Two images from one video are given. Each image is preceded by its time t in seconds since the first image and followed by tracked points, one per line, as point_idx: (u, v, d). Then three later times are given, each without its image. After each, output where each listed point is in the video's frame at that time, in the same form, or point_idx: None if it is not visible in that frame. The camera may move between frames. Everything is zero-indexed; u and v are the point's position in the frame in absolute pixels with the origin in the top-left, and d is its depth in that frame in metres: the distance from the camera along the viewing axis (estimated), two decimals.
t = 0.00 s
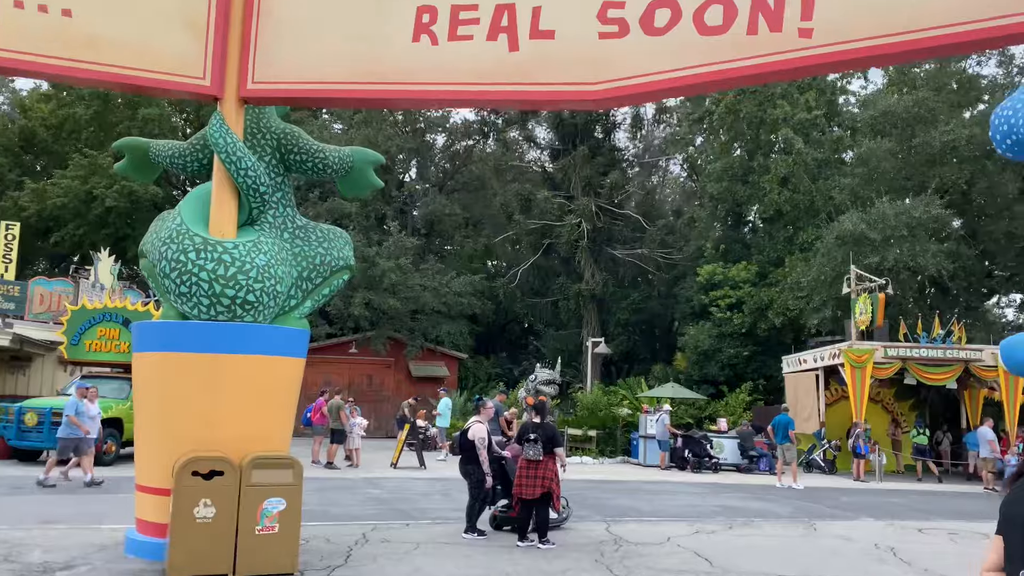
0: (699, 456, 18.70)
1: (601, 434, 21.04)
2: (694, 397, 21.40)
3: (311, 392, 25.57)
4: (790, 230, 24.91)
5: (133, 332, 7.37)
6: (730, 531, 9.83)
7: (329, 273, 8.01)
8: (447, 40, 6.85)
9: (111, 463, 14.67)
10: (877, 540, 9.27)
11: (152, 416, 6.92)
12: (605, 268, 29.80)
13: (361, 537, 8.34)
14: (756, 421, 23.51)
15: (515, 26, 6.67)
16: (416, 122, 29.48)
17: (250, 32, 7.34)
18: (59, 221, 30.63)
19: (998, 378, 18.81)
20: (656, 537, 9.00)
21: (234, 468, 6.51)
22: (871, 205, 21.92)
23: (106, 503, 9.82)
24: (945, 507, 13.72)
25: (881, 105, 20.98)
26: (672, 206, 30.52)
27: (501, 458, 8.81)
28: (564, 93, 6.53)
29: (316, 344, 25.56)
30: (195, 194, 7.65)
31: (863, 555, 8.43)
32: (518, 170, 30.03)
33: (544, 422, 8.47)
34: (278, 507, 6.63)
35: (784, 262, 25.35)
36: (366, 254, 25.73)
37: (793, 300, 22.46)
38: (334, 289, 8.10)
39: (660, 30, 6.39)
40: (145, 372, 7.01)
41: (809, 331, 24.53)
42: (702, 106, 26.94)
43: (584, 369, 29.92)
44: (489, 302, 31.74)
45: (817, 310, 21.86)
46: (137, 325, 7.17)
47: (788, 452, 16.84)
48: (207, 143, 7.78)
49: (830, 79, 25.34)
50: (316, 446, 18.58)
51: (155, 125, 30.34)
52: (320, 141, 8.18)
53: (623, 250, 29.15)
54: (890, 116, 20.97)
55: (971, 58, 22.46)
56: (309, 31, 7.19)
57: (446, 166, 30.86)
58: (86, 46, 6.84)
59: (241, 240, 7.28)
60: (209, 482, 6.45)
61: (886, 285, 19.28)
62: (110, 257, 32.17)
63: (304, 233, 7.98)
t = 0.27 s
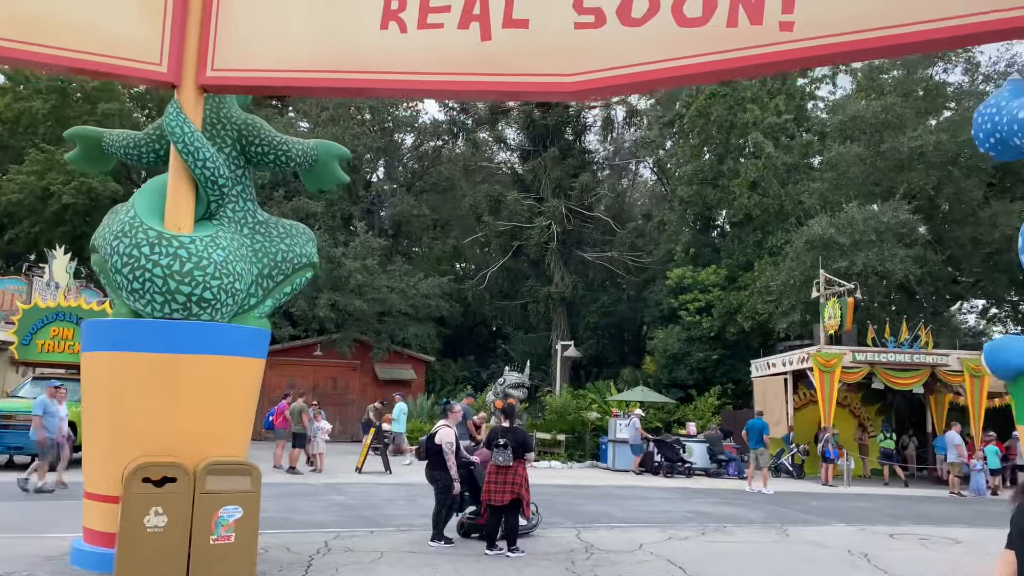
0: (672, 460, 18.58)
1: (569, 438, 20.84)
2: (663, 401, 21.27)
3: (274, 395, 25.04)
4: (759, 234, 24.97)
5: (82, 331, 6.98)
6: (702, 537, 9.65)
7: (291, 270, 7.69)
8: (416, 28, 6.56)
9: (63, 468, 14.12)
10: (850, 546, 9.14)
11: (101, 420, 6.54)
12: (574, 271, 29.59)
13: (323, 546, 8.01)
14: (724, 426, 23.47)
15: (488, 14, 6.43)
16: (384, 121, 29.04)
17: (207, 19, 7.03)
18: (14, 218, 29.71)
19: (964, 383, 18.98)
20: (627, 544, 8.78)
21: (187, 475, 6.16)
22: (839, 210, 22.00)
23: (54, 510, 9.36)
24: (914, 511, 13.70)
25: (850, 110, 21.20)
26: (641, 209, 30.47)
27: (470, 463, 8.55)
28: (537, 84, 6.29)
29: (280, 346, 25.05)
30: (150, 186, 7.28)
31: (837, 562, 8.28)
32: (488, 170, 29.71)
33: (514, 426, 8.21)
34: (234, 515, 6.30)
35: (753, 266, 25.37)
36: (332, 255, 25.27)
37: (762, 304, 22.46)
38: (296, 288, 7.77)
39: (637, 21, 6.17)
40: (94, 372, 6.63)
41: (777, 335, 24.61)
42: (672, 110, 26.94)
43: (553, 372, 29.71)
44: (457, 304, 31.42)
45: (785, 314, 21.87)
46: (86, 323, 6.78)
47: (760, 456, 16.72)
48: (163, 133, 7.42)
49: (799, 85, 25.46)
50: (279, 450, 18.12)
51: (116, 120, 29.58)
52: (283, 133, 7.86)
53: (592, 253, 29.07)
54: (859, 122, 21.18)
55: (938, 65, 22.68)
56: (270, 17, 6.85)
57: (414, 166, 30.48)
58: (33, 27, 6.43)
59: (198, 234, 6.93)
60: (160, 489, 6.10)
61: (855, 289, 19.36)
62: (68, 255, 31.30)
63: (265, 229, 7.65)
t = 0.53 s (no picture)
0: (638, 464, 18.47)
1: (534, 441, 20.62)
2: (629, 404, 21.13)
3: (233, 397, 24.51)
4: (726, 237, 25.00)
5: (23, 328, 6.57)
6: (669, 543, 9.47)
7: (248, 266, 7.36)
8: (380, 15, 6.27)
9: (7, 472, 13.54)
10: (818, 552, 9.02)
11: (41, 422, 6.15)
12: (541, 273, 29.38)
13: (277, 555, 7.66)
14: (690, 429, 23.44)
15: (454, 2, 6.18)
16: (350, 119, 28.57)
17: None
18: None
19: (926, 387, 19.14)
20: (594, 551, 8.56)
21: (131, 482, 5.82)
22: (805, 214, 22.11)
23: None
24: (878, 515, 13.69)
25: (817, 115, 21.38)
26: (609, 212, 30.42)
27: (433, 468, 8.26)
28: (506, 75, 6.07)
29: (240, 347, 24.52)
30: (98, 176, 6.90)
31: (806, 568, 8.14)
32: (455, 171, 29.58)
33: (478, 430, 7.94)
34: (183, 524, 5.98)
35: (719, 269, 25.44)
36: (295, 254, 24.77)
37: (728, 308, 22.49)
38: (252, 284, 7.44)
39: (610, 12, 5.97)
40: (35, 371, 6.24)
41: (742, 338, 24.72)
42: (640, 112, 26.91)
43: (518, 375, 29.47)
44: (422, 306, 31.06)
45: (751, 318, 21.87)
46: (27, 321, 6.38)
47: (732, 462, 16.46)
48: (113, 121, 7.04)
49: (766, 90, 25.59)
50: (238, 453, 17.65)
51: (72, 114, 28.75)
52: (240, 124, 7.52)
53: (559, 254, 28.97)
54: (825, 126, 21.38)
55: (903, 73, 22.84)
56: None
57: (379, 165, 30.12)
58: None
59: (149, 228, 6.58)
60: (103, 496, 5.76)
61: (819, 293, 19.45)
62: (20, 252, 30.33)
63: (220, 223, 7.31)
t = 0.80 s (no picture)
0: (601, 466, 18.34)
1: (498, 443, 20.40)
2: (593, 405, 21.02)
3: (190, 397, 23.94)
4: (690, 239, 25.03)
5: None
6: (634, 548, 9.33)
7: (200, 263, 7.05)
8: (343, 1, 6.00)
9: None
10: (784, 556, 8.96)
11: None
12: (505, 273, 29.17)
13: (230, 562, 7.36)
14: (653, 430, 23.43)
15: None
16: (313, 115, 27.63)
17: None
18: None
19: (886, 389, 19.34)
20: (558, 556, 8.40)
21: (74, 490, 5.55)
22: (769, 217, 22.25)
23: None
24: (840, 516, 13.74)
25: (781, 118, 21.61)
26: (574, 212, 30.36)
27: (394, 472, 8.02)
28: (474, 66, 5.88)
29: (198, 346, 23.94)
30: (41, 165, 6.52)
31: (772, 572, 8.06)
32: (420, 169, 29.69)
33: (440, 433, 7.71)
34: (127, 533, 5.76)
35: (683, 271, 25.45)
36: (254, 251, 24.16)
37: (692, 309, 22.55)
38: (206, 281, 7.14)
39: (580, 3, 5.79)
40: None
41: (706, 340, 24.78)
42: (606, 113, 26.81)
43: (482, 375, 29.24)
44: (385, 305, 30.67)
45: (714, 319, 21.91)
46: None
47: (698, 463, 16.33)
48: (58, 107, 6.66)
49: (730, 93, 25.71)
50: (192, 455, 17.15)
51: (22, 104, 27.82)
52: (194, 113, 7.20)
53: (524, 254, 28.76)
54: (789, 130, 21.59)
55: (864, 77, 23.14)
56: None
57: (342, 162, 29.25)
58: None
59: (95, 220, 6.24)
60: (43, 505, 5.48)
61: (782, 295, 19.55)
62: None
63: (171, 217, 6.99)
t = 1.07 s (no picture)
0: (564, 465, 18.21)
1: (459, 442, 20.10)
2: (556, 404, 20.85)
3: (141, 395, 23.27)
4: (654, 238, 24.99)
5: None
6: (599, 549, 9.14)
7: (150, 252, 6.67)
8: None
9: None
10: (750, 557, 8.84)
11: None
12: (468, 271, 28.87)
13: (178, 568, 6.99)
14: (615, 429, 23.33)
15: None
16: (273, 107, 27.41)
17: None
18: None
19: (846, 388, 19.49)
20: (522, 559, 8.17)
21: (5, 491, 5.12)
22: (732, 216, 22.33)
23: None
24: (802, 516, 13.72)
25: (744, 118, 21.76)
26: (538, 210, 30.19)
27: (352, 473, 7.73)
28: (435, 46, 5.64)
29: (150, 343, 23.27)
30: None
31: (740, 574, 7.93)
32: (381, 165, 28.94)
33: (400, 432, 7.42)
34: (65, 538, 5.32)
35: (646, 270, 25.43)
36: (209, 246, 23.23)
37: (655, 308, 22.53)
38: (155, 271, 6.77)
39: None
40: None
41: (668, 338, 24.81)
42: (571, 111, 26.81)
43: (443, 374, 28.92)
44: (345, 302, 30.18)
45: (677, 318, 21.91)
46: None
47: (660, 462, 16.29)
48: None
49: (694, 93, 25.80)
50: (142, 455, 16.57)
51: None
52: (142, 95, 6.83)
53: (488, 252, 28.46)
54: (752, 129, 21.78)
55: (827, 79, 23.34)
56: None
57: (301, 156, 28.68)
58: None
59: (34, 205, 5.84)
60: None
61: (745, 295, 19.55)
62: None
63: (119, 203, 6.60)
